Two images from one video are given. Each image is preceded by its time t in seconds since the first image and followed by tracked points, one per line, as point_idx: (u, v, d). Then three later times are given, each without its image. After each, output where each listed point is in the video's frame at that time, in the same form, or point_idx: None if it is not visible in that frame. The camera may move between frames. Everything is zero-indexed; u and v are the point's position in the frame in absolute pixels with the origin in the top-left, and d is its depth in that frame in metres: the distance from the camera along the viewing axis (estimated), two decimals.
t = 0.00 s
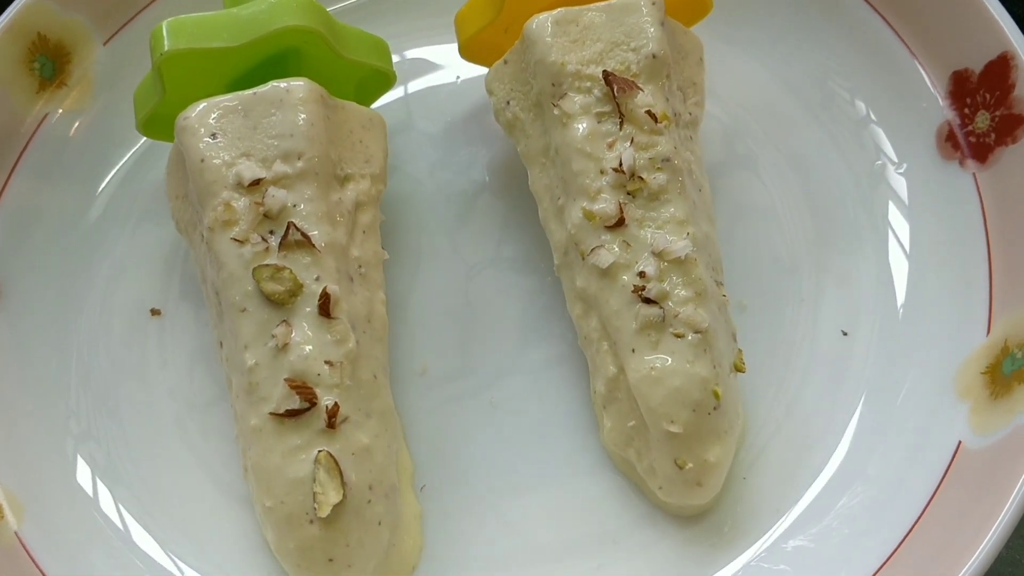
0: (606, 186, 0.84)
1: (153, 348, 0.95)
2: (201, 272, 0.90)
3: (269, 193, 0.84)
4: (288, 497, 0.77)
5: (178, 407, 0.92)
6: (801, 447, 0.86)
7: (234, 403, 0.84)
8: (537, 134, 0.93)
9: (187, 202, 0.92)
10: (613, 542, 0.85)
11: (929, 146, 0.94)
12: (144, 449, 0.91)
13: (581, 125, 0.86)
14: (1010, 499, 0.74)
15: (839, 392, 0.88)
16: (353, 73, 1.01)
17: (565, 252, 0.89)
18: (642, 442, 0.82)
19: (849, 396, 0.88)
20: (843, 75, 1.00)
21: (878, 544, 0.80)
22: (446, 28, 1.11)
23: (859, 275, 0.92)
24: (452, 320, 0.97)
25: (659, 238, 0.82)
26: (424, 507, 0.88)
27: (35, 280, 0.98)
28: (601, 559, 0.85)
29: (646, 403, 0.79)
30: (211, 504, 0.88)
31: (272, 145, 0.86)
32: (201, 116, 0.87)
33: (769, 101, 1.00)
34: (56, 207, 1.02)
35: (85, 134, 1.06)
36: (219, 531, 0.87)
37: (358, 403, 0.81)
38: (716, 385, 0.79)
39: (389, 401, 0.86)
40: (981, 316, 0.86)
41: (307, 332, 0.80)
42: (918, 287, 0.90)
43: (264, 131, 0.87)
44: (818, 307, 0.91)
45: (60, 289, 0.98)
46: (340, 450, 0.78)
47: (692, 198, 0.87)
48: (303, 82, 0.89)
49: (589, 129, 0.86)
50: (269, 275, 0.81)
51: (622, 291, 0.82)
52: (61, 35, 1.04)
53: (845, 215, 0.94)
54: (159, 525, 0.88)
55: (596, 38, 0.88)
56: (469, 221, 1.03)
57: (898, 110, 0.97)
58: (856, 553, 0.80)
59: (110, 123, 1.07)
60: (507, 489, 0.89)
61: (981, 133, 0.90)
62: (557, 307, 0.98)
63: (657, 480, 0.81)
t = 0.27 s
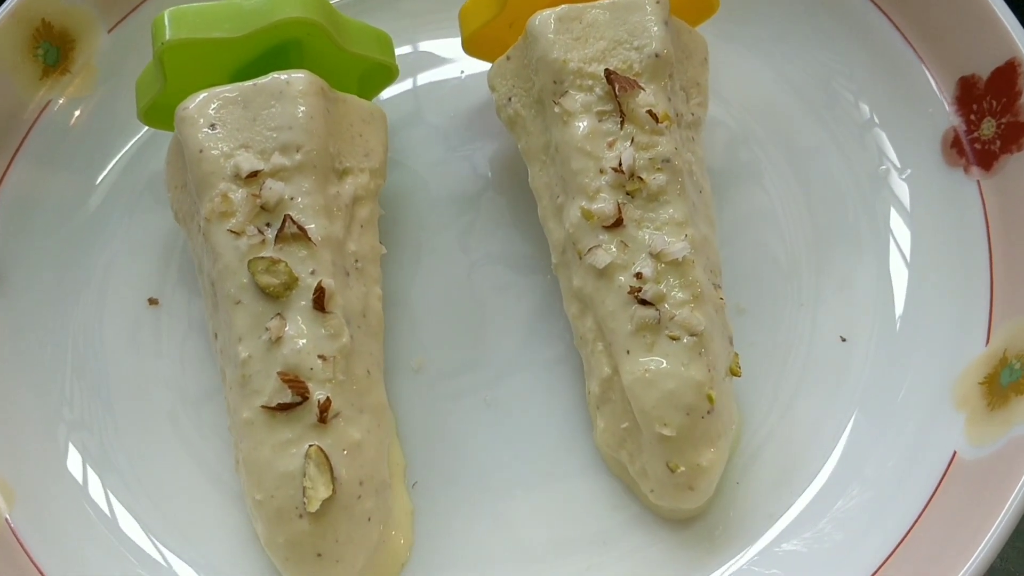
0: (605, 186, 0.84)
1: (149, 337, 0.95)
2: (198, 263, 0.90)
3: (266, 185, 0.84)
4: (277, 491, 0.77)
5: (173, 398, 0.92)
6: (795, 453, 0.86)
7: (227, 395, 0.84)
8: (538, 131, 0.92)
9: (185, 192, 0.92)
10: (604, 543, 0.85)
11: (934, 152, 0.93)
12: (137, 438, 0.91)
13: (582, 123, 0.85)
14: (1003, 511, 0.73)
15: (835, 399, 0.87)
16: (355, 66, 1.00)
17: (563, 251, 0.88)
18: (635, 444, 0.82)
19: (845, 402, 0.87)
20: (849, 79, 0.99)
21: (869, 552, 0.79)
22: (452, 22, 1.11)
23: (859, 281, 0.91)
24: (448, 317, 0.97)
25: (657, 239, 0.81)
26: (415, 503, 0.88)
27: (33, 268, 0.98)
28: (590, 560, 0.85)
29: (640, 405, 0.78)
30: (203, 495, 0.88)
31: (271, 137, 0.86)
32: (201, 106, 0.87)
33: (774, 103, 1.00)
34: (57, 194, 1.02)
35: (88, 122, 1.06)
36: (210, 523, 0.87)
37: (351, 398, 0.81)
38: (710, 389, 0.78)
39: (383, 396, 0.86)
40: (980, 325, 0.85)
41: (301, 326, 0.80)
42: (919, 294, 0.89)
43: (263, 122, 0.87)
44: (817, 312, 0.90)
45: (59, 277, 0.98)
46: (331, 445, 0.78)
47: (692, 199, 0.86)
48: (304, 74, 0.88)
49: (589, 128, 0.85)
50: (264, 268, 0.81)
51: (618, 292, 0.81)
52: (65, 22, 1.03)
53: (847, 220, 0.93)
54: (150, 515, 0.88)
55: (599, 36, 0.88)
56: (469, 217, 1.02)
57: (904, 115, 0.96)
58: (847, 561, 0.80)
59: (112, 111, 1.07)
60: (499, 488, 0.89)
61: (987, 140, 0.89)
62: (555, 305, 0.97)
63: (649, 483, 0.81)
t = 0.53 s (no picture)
0: (605, 185, 0.83)
1: (145, 326, 0.94)
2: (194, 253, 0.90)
3: (264, 177, 0.84)
4: (267, 483, 0.77)
5: (168, 386, 0.91)
6: (791, 458, 0.85)
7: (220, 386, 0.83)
8: (539, 128, 0.91)
9: (184, 181, 0.92)
10: (595, 544, 0.84)
11: (939, 157, 0.92)
12: (128, 427, 0.90)
13: (583, 120, 0.85)
14: (996, 523, 0.72)
15: (833, 405, 0.86)
16: (358, 58, 1.00)
17: (561, 249, 0.88)
18: (628, 446, 0.81)
19: (843, 409, 0.86)
20: (856, 82, 0.98)
21: (862, 560, 0.78)
22: (457, 17, 1.10)
23: (861, 287, 0.90)
24: (445, 312, 0.97)
25: (655, 239, 0.81)
26: (407, 499, 0.87)
27: (31, 254, 0.98)
28: (581, 561, 0.84)
29: (634, 406, 0.78)
30: (193, 485, 0.87)
31: (269, 128, 0.86)
32: (200, 95, 0.87)
33: (780, 105, 0.99)
34: (56, 181, 1.02)
35: (90, 109, 1.05)
36: (200, 514, 0.86)
37: (344, 392, 0.81)
38: (705, 392, 0.78)
39: (376, 391, 0.86)
40: (981, 334, 0.84)
41: (295, 318, 0.80)
42: (920, 301, 0.88)
43: (263, 113, 0.86)
44: (817, 317, 0.89)
45: (57, 264, 0.98)
46: (322, 439, 0.77)
47: (692, 200, 0.85)
48: (305, 65, 0.88)
49: (590, 126, 0.84)
50: (260, 259, 0.80)
51: (615, 291, 0.80)
52: (69, 8, 1.03)
53: (850, 225, 0.93)
54: (140, 505, 0.87)
55: (602, 33, 0.87)
56: (470, 213, 1.01)
57: (910, 119, 0.95)
58: (840, 569, 0.79)
59: (114, 99, 1.06)
60: (492, 486, 0.88)
61: (993, 146, 0.88)
62: (553, 304, 0.96)
63: (641, 485, 0.80)
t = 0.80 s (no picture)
0: (602, 179, 0.82)
1: (138, 311, 0.93)
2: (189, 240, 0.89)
3: (259, 164, 0.83)
4: (254, 473, 0.76)
5: (159, 372, 0.90)
6: (783, 459, 0.84)
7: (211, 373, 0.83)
8: (539, 121, 0.90)
9: (180, 167, 0.91)
10: (583, 542, 0.84)
11: (943, 159, 0.91)
12: (117, 412, 0.89)
13: (582, 113, 0.83)
14: (987, 531, 0.71)
15: (828, 407, 0.85)
16: (358, 47, 0.99)
17: (557, 243, 0.87)
18: (619, 443, 0.80)
19: (838, 411, 0.85)
20: (862, 81, 0.96)
21: (852, 563, 0.77)
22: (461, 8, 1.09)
23: (860, 288, 0.89)
24: (439, 304, 0.96)
25: (652, 235, 0.80)
26: (396, 492, 0.87)
27: (27, 238, 0.97)
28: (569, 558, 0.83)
29: (625, 403, 0.77)
30: (180, 472, 0.86)
31: (266, 115, 0.85)
32: (198, 81, 0.86)
33: (784, 103, 0.97)
34: (53, 164, 1.01)
35: (89, 92, 1.04)
36: (187, 500, 0.85)
37: (334, 382, 0.80)
38: (698, 391, 0.77)
39: (368, 383, 0.85)
40: (980, 338, 0.83)
41: (286, 307, 0.79)
42: (920, 304, 0.87)
43: (259, 100, 0.85)
44: (815, 318, 0.88)
45: (51, 247, 0.97)
46: (310, 429, 0.77)
47: (691, 196, 0.84)
48: (303, 53, 0.87)
49: (589, 119, 0.83)
50: (252, 247, 0.80)
51: (610, 287, 0.80)
52: None
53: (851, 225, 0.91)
54: (127, 491, 0.86)
55: (604, 26, 0.86)
56: (467, 205, 1.00)
57: (915, 120, 0.93)
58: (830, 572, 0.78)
59: (114, 82, 1.05)
60: (482, 481, 0.88)
61: (998, 149, 0.87)
62: (549, 299, 0.95)
63: (631, 483, 0.79)
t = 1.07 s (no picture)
0: (602, 176, 0.81)
1: (133, 295, 0.93)
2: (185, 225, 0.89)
3: (255, 151, 0.82)
4: (241, 462, 0.76)
5: (152, 358, 0.90)
6: (777, 464, 0.83)
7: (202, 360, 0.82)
8: (540, 114, 0.89)
9: (177, 152, 0.90)
10: (572, 542, 0.83)
11: (949, 165, 0.90)
12: (110, 396, 0.89)
13: (583, 108, 0.82)
14: (980, 544, 0.71)
15: (824, 413, 0.84)
16: (361, 35, 0.98)
17: (555, 239, 0.86)
18: (611, 443, 0.79)
19: (834, 417, 0.84)
20: (870, 83, 0.95)
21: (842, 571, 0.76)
22: None
23: (861, 292, 0.88)
24: (435, 295, 0.94)
25: (650, 234, 0.79)
26: (385, 486, 0.86)
27: (24, 218, 0.97)
28: (557, 558, 0.82)
29: (618, 403, 0.76)
30: (170, 458, 0.86)
31: (264, 102, 0.84)
32: (197, 66, 0.85)
33: (791, 103, 0.96)
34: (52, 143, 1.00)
35: (91, 72, 1.03)
36: (175, 488, 0.85)
37: (324, 373, 0.79)
38: (692, 393, 0.76)
39: (359, 374, 0.84)
40: (979, 348, 0.82)
41: (278, 296, 0.78)
42: (922, 311, 0.86)
43: (258, 86, 0.85)
44: (815, 322, 0.87)
45: (48, 227, 0.96)
46: (298, 420, 0.76)
47: (691, 196, 0.83)
48: (303, 39, 0.86)
49: (590, 115, 0.82)
50: (246, 235, 0.79)
51: (606, 285, 0.79)
52: None
53: (854, 228, 0.90)
54: (115, 475, 0.86)
55: (609, 21, 0.85)
56: (467, 197, 0.99)
57: (923, 124, 0.92)
58: None
59: (117, 62, 1.04)
60: (472, 477, 0.86)
61: (1005, 156, 0.86)
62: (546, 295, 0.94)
63: (622, 484, 0.79)
